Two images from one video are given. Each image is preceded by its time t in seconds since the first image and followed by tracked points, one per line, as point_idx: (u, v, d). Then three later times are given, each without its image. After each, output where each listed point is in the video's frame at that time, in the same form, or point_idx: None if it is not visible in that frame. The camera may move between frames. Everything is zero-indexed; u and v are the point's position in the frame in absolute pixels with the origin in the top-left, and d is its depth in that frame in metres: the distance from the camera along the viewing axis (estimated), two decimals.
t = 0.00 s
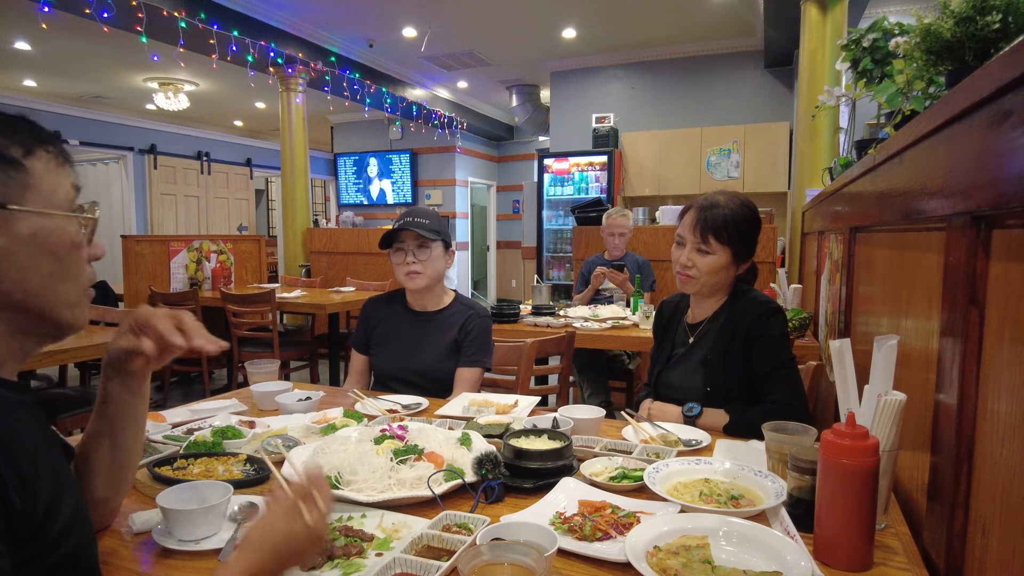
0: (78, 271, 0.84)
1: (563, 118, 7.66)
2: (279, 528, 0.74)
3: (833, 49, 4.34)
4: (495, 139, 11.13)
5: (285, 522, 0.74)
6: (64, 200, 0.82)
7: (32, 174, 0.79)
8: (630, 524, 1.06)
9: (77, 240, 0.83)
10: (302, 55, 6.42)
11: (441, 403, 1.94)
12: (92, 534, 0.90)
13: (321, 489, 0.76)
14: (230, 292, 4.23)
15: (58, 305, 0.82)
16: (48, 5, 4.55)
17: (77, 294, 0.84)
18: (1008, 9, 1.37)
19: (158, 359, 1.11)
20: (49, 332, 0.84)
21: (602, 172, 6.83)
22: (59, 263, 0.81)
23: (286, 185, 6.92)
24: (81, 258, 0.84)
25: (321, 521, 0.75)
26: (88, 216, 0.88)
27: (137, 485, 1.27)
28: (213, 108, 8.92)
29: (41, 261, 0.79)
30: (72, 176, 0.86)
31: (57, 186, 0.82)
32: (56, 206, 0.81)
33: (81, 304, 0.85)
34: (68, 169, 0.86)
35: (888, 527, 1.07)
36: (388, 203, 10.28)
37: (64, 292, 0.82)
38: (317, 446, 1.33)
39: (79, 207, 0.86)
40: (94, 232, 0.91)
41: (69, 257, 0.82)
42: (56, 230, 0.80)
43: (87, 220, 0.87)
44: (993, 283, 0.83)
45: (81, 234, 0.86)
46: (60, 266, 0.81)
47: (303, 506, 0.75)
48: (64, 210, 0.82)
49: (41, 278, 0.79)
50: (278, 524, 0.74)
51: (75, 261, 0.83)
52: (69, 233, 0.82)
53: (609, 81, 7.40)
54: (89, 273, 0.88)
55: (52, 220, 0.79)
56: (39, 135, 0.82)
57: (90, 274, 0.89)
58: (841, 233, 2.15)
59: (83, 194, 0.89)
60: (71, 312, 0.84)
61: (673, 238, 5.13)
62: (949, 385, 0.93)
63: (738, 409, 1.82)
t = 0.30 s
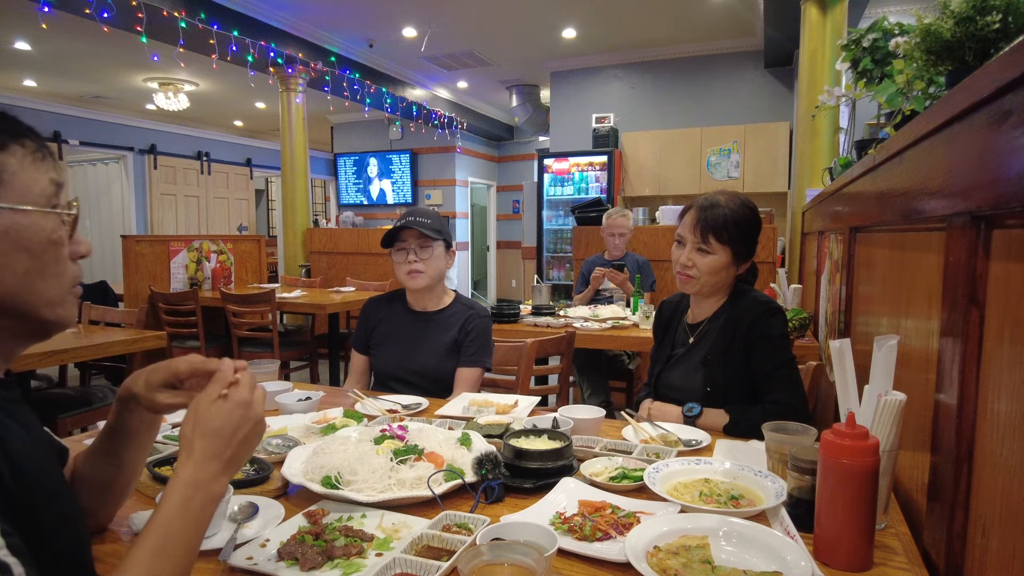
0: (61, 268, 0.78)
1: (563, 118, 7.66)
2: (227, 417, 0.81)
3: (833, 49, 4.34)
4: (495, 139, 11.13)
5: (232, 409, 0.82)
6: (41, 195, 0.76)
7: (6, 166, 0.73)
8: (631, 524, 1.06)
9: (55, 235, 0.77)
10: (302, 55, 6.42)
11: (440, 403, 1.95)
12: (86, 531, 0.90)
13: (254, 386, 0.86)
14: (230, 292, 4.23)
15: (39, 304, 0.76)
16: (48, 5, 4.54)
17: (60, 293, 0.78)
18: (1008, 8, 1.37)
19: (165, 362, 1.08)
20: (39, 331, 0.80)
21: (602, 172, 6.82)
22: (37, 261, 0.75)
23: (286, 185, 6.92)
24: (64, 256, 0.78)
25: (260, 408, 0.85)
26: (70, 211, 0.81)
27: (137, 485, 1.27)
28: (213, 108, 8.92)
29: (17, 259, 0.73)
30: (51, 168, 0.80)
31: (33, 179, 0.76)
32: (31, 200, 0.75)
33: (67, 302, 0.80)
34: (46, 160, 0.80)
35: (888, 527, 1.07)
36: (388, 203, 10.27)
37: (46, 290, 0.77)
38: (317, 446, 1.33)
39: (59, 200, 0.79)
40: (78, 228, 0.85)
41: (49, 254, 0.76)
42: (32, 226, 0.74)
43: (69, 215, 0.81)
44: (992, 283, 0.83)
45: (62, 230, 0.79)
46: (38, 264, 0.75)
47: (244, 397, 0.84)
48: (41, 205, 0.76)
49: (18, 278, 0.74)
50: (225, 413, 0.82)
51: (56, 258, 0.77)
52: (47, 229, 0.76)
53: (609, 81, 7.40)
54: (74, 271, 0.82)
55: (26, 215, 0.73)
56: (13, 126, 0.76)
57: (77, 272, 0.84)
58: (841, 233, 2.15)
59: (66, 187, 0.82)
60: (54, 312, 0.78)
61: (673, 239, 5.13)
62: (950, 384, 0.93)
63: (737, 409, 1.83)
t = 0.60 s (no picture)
0: (44, 271, 0.78)
1: (563, 117, 7.66)
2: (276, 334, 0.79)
3: (833, 50, 4.34)
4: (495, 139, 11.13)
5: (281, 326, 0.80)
6: (26, 196, 0.74)
7: None
8: (630, 524, 1.06)
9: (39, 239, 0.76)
10: (302, 56, 6.42)
11: (441, 402, 1.95)
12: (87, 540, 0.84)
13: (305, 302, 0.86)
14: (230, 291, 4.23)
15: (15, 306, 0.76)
16: (48, 5, 4.55)
17: (41, 296, 0.78)
18: (1008, 9, 1.37)
19: (154, 360, 1.10)
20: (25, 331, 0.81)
21: (602, 172, 6.83)
22: (16, 263, 0.75)
23: (286, 185, 6.92)
24: (49, 259, 0.78)
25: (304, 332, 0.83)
26: (59, 212, 0.80)
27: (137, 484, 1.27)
28: (213, 108, 8.93)
29: None
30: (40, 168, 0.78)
31: (18, 182, 0.74)
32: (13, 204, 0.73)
33: (50, 305, 0.80)
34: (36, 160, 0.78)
35: (887, 526, 1.07)
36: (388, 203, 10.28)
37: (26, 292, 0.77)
38: (317, 446, 1.33)
39: (47, 202, 0.78)
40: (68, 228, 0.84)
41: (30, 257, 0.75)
42: (11, 229, 0.73)
43: (57, 216, 0.80)
44: (993, 282, 0.83)
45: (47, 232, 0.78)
46: (17, 265, 0.75)
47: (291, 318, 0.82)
48: (25, 207, 0.74)
49: None
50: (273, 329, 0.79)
51: (39, 260, 0.77)
52: (28, 231, 0.75)
53: (610, 81, 7.40)
54: (63, 274, 0.82)
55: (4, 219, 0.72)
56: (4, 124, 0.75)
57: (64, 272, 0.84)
58: (841, 233, 2.15)
59: (57, 187, 0.81)
60: (34, 315, 0.79)
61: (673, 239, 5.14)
62: (949, 385, 0.93)
63: (738, 409, 1.82)
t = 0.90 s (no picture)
0: (40, 272, 0.77)
1: (562, 118, 7.66)
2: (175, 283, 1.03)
3: (833, 50, 4.34)
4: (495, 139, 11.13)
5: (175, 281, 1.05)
6: (20, 196, 0.75)
7: None
8: (630, 525, 1.06)
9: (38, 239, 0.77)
10: (302, 55, 6.42)
11: (441, 403, 1.95)
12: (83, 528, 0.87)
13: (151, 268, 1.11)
14: (230, 292, 4.23)
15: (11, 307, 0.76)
16: (48, 5, 4.55)
17: (38, 298, 0.78)
18: (1008, 8, 1.37)
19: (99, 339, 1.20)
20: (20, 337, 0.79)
21: (602, 172, 6.83)
22: (10, 264, 0.74)
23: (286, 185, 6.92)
24: (45, 260, 0.78)
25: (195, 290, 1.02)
26: (55, 214, 0.81)
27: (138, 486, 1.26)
28: (213, 108, 8.92)
29: None
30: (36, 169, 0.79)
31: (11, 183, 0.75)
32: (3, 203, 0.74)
33: (47, 308, 0.79)
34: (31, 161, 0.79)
35: (887, 527, 1.07)
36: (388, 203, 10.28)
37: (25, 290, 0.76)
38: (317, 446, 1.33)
39: (44, 204, 0.79)
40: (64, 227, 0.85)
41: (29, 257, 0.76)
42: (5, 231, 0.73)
43: (53, 217, 0.80)
44: (993, 282, 0.83)
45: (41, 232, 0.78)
46: (12, 265, 0.74)
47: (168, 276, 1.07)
48: (19, 208, 0.75)
49: None
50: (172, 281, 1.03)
51: (33, 261, 0.76)
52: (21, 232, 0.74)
53: (609, 81, 7.40)
54: (61, 276, 0.81)
55: None
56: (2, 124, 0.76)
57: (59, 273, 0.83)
58: (841, 233, 2.15)
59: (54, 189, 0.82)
60: (30, 317, 0.78)
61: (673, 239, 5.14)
62: (950, 385, 0.93)
63: (738, 409, 1.83)
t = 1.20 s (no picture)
0: (38, 268, 0.77)
1: (563, 118, 7.66)
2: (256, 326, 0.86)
3: (833, 50, 4.34)
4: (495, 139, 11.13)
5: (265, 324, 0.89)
6: (18, 194, 0.75)
7: None
8: (630, 524, 1.06)
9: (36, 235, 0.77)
10: (302, 56, 6.41)
11: (441, 403, 1.95)
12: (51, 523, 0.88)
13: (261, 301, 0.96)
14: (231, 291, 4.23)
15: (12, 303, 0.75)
16: (48, 5, 4.55)
17: (37, 292, 0.77)
18: (1008, 9, 1.37)
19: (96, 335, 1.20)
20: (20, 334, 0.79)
21: (602, 172, 6.83)
22: (9, 259, 0.74)
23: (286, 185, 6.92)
24: (43, 255, 0.77)
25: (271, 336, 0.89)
26: (49, 211, 0.81)
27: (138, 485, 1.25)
28: (214, 108, 8.92)
29: None
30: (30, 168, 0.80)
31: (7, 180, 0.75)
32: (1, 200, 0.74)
33: (46, 303, 0.79)
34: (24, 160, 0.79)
35: (887, 527, 1.07)
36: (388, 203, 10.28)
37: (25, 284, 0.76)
38: (317, 446, 1.33)
39: (38, 201, 0.79)
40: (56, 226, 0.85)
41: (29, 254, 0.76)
42: (7, 225, 0.73)
43: (48, 215, 0.81)
44: (993, 281, 0.83)
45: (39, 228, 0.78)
46: (12, 260, 0.74)
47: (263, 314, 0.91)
48: (18, 205, 0.75)
49: None
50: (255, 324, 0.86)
51: (32, 257, 0.76)
52: (20, 227, 0.74)
53: (610, 81, 7.40)
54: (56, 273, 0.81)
55: None
56: None
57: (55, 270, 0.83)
58: (841, 233, 2.16)
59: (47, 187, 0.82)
60: (30, 311, 0.77)
61: (673, 239, 5.14)
62: (950, 385, 0.93)
63: (737, 409, 1.83)
